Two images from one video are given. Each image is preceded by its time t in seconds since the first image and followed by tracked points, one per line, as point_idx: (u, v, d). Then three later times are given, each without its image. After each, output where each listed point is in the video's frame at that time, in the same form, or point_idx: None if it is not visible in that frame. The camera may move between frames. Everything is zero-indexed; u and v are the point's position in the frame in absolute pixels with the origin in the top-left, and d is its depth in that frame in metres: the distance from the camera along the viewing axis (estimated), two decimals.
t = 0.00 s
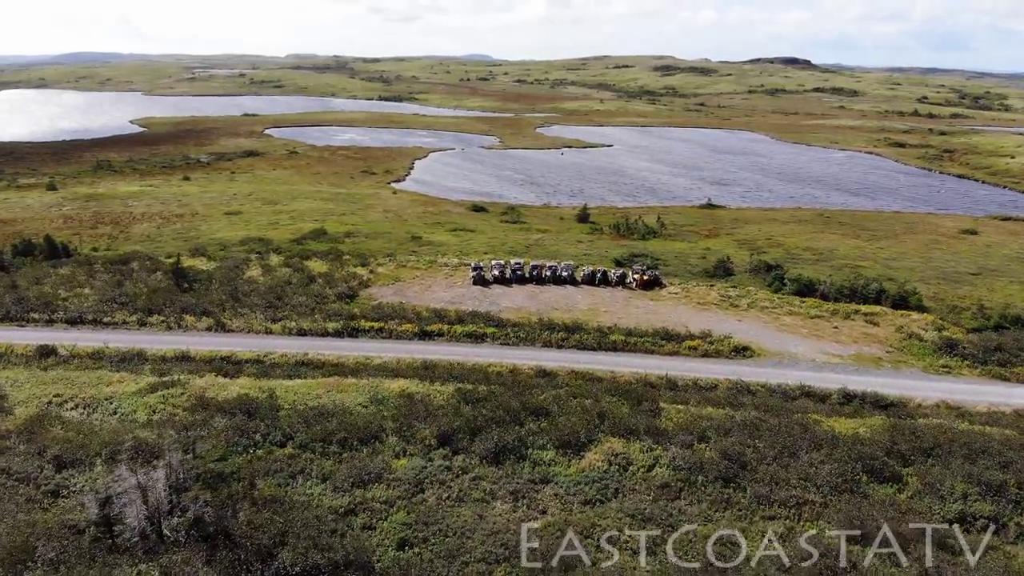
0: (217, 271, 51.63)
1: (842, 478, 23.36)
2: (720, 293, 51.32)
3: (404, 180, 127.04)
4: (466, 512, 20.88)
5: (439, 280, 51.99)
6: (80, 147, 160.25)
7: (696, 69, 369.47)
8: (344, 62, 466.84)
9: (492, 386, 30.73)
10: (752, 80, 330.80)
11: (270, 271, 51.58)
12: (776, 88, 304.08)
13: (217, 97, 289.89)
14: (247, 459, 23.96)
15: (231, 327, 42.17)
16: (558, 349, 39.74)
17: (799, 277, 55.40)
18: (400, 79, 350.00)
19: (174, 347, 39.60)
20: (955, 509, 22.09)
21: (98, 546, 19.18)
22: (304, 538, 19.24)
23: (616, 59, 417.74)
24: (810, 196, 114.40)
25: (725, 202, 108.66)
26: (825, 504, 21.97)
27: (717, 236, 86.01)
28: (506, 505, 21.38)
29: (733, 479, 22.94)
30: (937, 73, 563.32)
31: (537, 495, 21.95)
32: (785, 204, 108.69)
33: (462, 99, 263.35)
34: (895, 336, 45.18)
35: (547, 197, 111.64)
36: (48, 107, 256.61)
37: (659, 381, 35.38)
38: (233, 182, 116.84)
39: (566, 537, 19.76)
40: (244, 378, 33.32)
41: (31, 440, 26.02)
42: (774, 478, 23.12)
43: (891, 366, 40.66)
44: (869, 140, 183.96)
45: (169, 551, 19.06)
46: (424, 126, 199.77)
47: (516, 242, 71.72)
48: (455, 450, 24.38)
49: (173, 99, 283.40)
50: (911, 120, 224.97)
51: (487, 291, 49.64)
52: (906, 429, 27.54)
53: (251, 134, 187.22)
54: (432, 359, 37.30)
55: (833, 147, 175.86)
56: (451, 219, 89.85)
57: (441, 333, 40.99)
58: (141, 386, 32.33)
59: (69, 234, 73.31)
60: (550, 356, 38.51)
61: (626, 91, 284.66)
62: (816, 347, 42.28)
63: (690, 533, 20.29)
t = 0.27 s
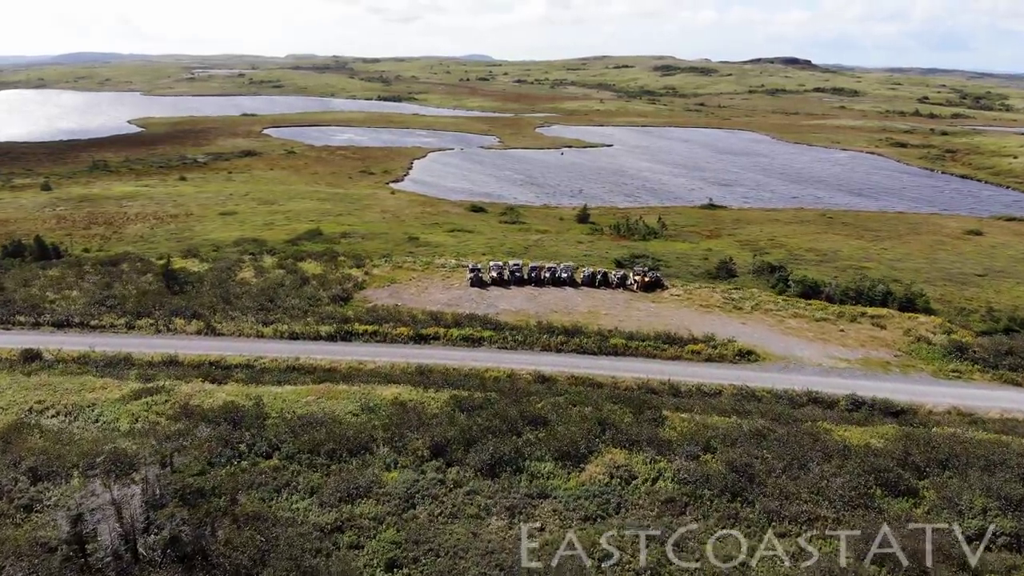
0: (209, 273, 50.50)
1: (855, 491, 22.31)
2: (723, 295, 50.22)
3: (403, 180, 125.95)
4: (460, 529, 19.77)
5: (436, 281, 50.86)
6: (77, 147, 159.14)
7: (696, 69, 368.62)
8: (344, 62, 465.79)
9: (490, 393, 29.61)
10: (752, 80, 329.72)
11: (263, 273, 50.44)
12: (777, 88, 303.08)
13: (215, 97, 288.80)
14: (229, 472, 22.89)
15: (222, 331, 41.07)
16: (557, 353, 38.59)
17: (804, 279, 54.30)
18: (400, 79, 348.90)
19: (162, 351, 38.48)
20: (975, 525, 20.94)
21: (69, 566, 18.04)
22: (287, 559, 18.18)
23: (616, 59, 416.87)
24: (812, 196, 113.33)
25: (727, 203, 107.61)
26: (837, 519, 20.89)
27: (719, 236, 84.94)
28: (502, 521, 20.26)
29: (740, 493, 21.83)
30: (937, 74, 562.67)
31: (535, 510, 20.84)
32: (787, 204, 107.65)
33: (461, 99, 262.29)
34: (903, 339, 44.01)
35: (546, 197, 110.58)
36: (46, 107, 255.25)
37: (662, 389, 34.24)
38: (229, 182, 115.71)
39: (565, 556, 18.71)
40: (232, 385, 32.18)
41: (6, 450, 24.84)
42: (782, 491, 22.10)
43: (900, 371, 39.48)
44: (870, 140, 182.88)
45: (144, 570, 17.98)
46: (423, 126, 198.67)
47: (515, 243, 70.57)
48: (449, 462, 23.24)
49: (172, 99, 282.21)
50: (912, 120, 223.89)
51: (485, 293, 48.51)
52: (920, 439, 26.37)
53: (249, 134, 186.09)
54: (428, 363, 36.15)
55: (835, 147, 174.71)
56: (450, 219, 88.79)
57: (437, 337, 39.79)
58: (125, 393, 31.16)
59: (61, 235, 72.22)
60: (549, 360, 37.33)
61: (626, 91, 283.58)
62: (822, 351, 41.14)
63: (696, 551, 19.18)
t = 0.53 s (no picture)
0: (200, 274, 49.18)
1: (873, 509, 20.97)
2: (727, 298, 48.89)
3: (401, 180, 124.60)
4: (452, 553, 18.44)
5: (433, 283, 49.50)
6: (73, 146, 157.83)
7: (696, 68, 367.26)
8: (343, 62, 464.64)
9: (486, 402, 28.25)
10: (753, 80, 328.25)
11: (255, 274, 49.09)
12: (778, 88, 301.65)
13: (214, 97, 287.51)
14: (208, 490, 21.58)
15: (210, 335, 39.74)
16: (557, 358, 37.22)
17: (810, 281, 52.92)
18: (399, 78, 347.61)
19: (148, 357, 37.15)
20: (1003, 547, 19.53)
21: None
22: None
23: (617, 59, 415.23)
24: (815, 196, 111.96)
25: (729, 202, 106.32)
26: (855, 540, 19.59)
27: (722, 237, 83.63)
28: (497, 544, 18.90)
29: (752, 513, 20.53)
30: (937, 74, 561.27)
31: (532, 530, 19.51)
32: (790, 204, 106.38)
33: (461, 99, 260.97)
34: (914, 344, 42.63)
35: (546, 197, 109.31)
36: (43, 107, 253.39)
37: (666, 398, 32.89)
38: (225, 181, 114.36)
39: None
40: (217, 393, 30.83)
41: None
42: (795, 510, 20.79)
43: (912, 377, 38.13)
44: (872, 139, 181.47)
45: None
46: (422, 126, 197.18)
47: (514, 243, 69.13)
48: (442, 479, 21.89)
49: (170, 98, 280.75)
50: (914, 120, 222.44)
51: (482, 295, 47.14)
52: (939, 452, 25.01)
53: (247, 134, 184.72)
54: (422, 370, 34.78)
55: (836, 147, 173.20)
56: (448, 219, 87.44)
57: (433, 341, 38.40)
58: (106, 402, 29.81)
59: (53, 236, 70.94)
60: (549, 366, 35.97)
61: (626, 91, 282.10)
62: (831, 356, 39.77)
63: None
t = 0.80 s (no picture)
0: (190, 275, 47.97)
1: (892, 527, 19.81)
2: (731, 300, 47.73)
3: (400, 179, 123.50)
4: None
5: (430, 284, 48.32)
6: (69, 146, 156.74)
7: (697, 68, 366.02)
8: (343, 62, 463.66)
9: (483, 410, 27.08)
10: (754, 79, 327.05)
11: (247, 275, 47.91)
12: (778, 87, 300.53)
13: (213, 96, 286.40)
14: (187, 506, 20.39)
15: (200, 338, 38.61)
16: (557, 363, 36.03)
17: (815, 282, 51.75)
18: (399, 78, 346.37)
19: (135, 361, 36.02)
20: None
21: None
22: None
23: (616, 59, 414.29)
24: (817, 196, 110.77)
25: (731, 202, 105.19)
26: (872, 559, 18.44)
27: (723, 237, 82.48)
28: (493, 564, 17.72)
29: (764, 530, 19.40)
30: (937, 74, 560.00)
31: (531, 550, 18.29)
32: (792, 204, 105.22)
33: (460, 98, 259.79)
34: (924, 347, 41.39)
35: (546, 197, 108.15)
36: (41, 107, 252.06)
37: (670, 404, 31.73)
38: (222, 181, 113.18)
39: None
40: (203, 400, 29.65)
41: None
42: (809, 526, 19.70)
43: (923, 381, 36.92)
44: (874, 139, 180.33)
45: None
46: (421, 126, 195.88)
47: (513, 244, 67.91)
48: (435, 493, 20.71)
49: (169, 98, 279.74)
50: (915, 120, 221.17)
51: (480, 297, 45.93)
52: (957, 463, 23.85)
53: (245, 133, 183.67)
54: (417, 375, 33.56)
55: (838, 146, 171.97)
56: (446, 219, 86.27)
57: (428, 345, 37.17)
58: (87, 408, 28.63)
59: (44, 236, 69.81)
60: (549, 371, 34.79)
61: (626, 90, 281.02)
62: (839, 360, 38.55)
63: None
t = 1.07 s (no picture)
0: (180, 277, 46.81)
1: (911, 548, 18.72)
2: (736, 302, 46.56)
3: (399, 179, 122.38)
4: None
5: (426, 285, 47.16)
6: (66, 146, 155.75)
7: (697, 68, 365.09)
8: (342, 62, 462.45)
9: (478, 418, 25.92)
10: (754, 79, 326.03)
11: (238, 277, 46.74)
12: (779, 88, 299.54)
13: (211, 96, 285.32)
14: (163, 524, 19.22)
15: (188, 342, 37.43)
16: (556, 367, 34.90)
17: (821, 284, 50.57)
18: (399, 78, 345.24)
19: (120, 366, 34.85)
20: None
21: None
22: None
23: (616, 59, 413.27)
24: (820, 196, 109.59)
25: (732, 202, 104.12)
26: None
27: (725, 237, 81.37)
28: None
29: (775, 549, 18.34)
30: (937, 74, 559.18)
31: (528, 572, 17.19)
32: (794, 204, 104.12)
33: (460, 98, 258.67)
34: (934, 352, 40.20)
35: (546, 197, 107.07)
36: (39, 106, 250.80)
37: (673, 413, 30.57)
38: (218, 181, 112.11)
39: None
40: (187, 408, 28.45)
41: None
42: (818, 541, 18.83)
43: (935, 387, 35.75)
44: (875, 139, 179.25)
45: None
46: (420, 126, 194.56)
47: (511, 244, 66.68)
48: (426, 510, 19.55)
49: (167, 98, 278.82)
50: (916, 120, 220.07)
51: (477, 299, 44.72)
52: (975, 475, 22.76)
53: (243, 133, 182.66)
54: (411, 381, 32.37)
55: (840, 146, 170.68)
56: (444, 219, 85.16)
57: (424, 349, 35.92)
58: (66, 416, 27.47)
59: (35, 236, 68.75)
60: (548, 376, 33.63)
61: (626, 90, 279.99)
62: (847, 365, 37.38)
63: None
